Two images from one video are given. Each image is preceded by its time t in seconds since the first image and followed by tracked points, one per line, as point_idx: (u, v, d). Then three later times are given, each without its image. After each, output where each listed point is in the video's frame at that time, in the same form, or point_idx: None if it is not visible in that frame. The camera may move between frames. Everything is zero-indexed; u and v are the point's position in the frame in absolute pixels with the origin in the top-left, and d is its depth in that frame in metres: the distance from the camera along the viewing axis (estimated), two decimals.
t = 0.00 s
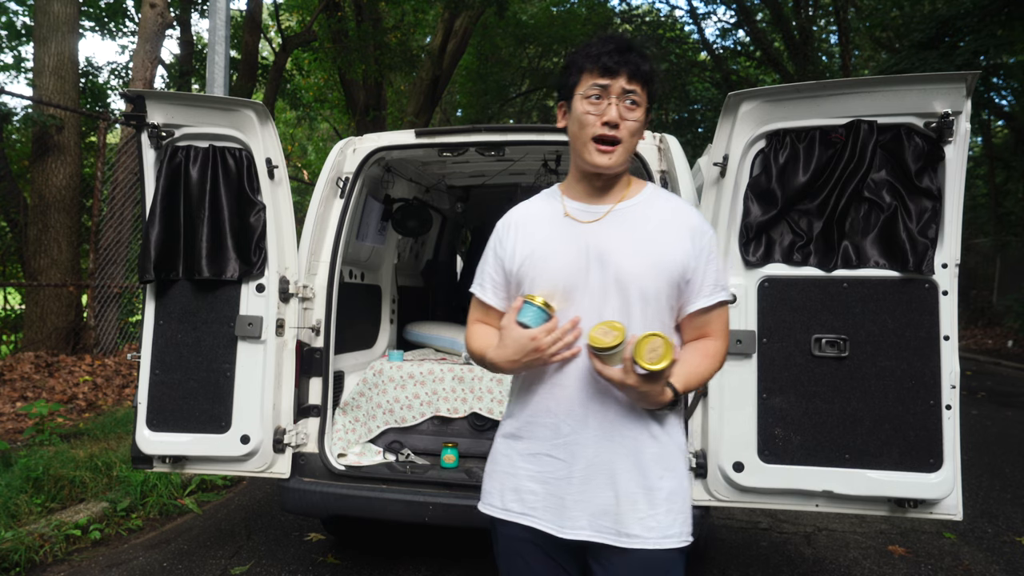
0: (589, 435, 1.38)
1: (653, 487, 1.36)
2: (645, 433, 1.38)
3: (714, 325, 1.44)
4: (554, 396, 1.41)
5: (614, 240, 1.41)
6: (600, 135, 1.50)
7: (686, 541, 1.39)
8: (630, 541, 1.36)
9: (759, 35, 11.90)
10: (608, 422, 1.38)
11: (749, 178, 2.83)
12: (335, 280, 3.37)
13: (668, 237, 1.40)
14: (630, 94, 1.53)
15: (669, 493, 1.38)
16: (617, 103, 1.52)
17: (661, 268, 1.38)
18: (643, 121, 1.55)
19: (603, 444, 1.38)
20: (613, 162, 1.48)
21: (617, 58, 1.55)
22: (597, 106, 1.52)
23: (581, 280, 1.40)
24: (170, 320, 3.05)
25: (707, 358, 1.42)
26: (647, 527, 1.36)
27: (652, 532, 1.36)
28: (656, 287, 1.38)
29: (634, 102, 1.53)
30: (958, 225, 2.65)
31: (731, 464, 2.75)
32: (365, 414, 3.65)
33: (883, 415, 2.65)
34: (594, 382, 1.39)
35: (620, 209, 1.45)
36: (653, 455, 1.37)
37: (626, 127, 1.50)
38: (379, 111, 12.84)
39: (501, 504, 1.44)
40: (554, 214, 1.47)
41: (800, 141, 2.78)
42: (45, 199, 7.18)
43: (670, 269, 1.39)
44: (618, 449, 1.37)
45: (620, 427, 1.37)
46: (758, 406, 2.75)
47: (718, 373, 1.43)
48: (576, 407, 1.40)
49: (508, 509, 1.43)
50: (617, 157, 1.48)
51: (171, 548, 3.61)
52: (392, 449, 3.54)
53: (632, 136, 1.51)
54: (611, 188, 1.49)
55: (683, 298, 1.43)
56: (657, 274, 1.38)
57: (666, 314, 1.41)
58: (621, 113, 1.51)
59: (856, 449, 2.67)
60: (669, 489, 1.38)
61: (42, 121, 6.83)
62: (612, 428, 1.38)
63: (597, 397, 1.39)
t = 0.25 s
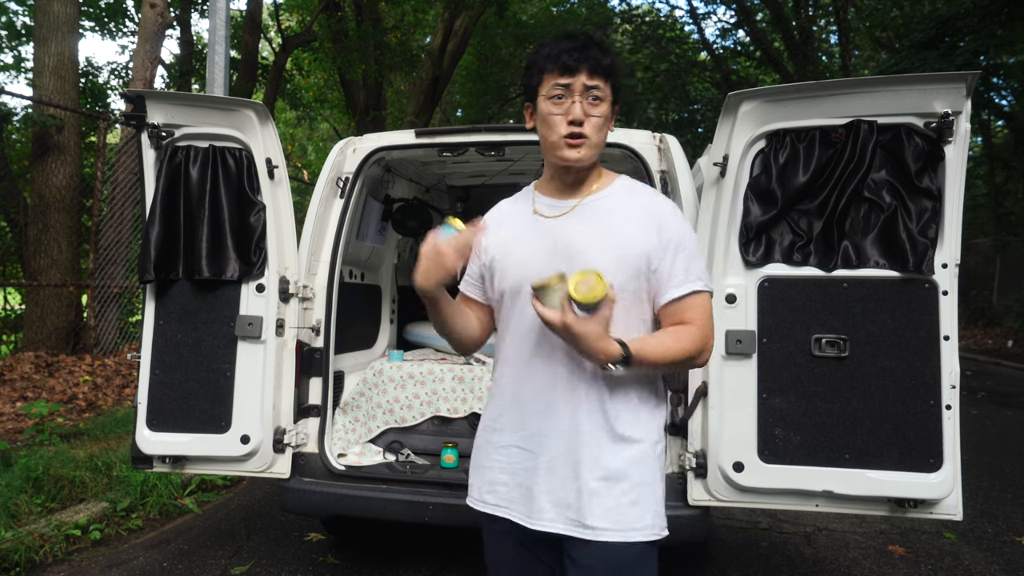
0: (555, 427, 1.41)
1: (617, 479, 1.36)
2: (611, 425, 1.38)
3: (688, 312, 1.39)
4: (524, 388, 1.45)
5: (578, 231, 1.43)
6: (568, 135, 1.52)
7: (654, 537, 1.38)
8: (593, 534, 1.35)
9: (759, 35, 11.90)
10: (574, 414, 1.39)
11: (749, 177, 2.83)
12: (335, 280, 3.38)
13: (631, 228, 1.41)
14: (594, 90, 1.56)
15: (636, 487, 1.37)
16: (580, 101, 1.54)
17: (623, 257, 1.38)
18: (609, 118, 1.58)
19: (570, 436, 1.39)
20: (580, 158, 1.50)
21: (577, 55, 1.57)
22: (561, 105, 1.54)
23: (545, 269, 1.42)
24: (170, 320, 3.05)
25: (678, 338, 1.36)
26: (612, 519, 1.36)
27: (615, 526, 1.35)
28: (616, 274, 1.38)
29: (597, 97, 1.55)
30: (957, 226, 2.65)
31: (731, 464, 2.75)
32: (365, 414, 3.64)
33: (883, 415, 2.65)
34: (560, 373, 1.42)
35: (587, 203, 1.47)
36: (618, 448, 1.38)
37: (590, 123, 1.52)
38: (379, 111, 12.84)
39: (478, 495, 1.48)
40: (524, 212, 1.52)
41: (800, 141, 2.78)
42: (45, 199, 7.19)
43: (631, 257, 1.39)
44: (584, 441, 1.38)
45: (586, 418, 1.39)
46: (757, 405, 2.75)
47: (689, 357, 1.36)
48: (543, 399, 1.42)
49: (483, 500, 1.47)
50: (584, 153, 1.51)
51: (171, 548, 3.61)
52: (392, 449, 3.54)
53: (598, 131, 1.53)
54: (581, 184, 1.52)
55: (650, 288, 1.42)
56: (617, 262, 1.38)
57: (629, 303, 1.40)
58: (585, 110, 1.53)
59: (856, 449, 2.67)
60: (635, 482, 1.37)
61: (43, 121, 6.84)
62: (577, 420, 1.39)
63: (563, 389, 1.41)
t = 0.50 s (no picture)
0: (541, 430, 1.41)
1: (596, 485, 1.35)
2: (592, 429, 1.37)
3: (652, 301, 1.31)
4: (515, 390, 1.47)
5: (555, 228, 1.44)
6: (545, 135, 1.52)
7: (638, 548, 1.34)
8: (572, 538, 1.35)
9: (759, 35, 11.90)
10: (557, 417, 1.40)
11: (749, 177, 2.83)
12: (335, 280, 3.38)
13: (603, 221, 1.39)
14: (568, 85, 1.53)
15: (617, 494, 1.34)
16: (554, 100, 1.53)
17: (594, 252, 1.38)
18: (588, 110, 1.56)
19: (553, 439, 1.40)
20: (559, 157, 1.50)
21: (546, 54, 1.56)
22: (536, 106, 1.54)
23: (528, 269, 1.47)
24: (170, 320, 3.05)
25: (631, 324, 1.29)
26: (590, 525, 1.35)
27: (595, 532, 1.34)
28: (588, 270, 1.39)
29: (572, 93, 1.54)
30: (957, 226, 2.65)
31: (731, 464, 2.75)
32: (365, 414, 3.64)
33: (883, 415, 2.65)
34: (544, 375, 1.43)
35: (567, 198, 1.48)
36: (598, 454, 1.36)
37: (567, 120, 1.52)
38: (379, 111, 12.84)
39: (474, 492, 1.52)
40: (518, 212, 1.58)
41: (800, 141, 2.78)
42: (45, 199, 7.19)
43: (603, 251, 1.38)
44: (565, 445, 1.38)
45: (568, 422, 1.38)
46: (757, 405, 2.75)
47: (641, 346, 1.28)
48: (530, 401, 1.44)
49: (480, 500, 1.51)
50: (563, 151, 1.51)
51: (171, 548, 3.61)
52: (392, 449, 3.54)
53: (576, 125, 1.52)
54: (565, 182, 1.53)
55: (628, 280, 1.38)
56: (589, 255, 1.39)
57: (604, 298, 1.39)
58: (560, 107, 1.52)
59: (856, 449, 2.67)
60: (617, 489, 1.34)
61: (43, 121, 6.85)
62: (560, 423, 1.39)
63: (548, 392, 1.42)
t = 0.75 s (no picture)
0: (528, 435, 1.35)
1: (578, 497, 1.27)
2: (580, 437, 1.28)
3: (652, 308, 1.19)
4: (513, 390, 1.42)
5: (555, 227, 1.36)
6: (547, 129, 1.50)
7: (619, 564, 1.24)
8: (549, 548, 1.28)
9: (759, 35, 11.89)
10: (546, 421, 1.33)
11: (749, 177, 2.83)
12: (335, 280, 3.38)
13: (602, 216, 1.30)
14: (571, 75, 1.51)
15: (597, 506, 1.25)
16: (556, 92, 1.50)
17: (592, 248, 1.28)
18: (596, 98, 1.52)
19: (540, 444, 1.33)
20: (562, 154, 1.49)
21: (548, 44, 1.53)
22: (539, 99, 1.52)
23: (529, 271, 1.38)
24: (170, 320, 3.05)
25: (630, 344, 1.19)
26: (569, 536, 1.27)
27: (573, 543, 1.27)
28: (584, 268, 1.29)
29: (576, 83, 1.50)
30: (957, 226, 2.65)
31: (731, 464, 2.75)
32: (365, 414, 3.64)
33: (883, 415, 2.65)
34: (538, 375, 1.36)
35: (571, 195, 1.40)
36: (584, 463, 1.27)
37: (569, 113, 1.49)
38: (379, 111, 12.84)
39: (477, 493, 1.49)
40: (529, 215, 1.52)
41: (800, 141, 2.78)
42: (45, 199, 7.19)
43: (598, 246, 1.28)
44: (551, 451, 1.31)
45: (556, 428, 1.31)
46: (757, 405, 2.75)
47: (642, 365, 1.18)
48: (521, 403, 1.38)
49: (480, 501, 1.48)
50: (566, 147, 1.49)
51: (171, 548, 3.61)
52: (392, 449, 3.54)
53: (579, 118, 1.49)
54: (572, 176, 1.52)
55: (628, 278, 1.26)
56: (584, 252, 1.29)
57: (602, 297, 1.28)
58: (562, 99, 1.49)
59: (856, 449, 2.67)
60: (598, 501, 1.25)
61: (43, 121, 6.85)
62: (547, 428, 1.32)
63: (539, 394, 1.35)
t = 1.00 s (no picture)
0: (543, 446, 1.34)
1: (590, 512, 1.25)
2: (591, 451, 1.26)
3: (664, 313, 1.17)
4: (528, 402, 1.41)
5: (575, 228, 1.35)
6: (569, 127, 1.43)
7: None
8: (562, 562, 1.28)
9: (759, 35, 11.88)
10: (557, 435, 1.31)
11: (749, 177, 2.83)
12: (335, 280, 3.38)
13: (621, 218, 1.27)
14: (593, 68, 1.42)
15: (609, 523, 1.23)
16: (578, 88, 1.42)
17: (611, 250, 1.27)
18: (621, 91, 1.43)
19: (552, 458, 1.32)
20: (585, 154, 1.41)
21: (569, 36, 1.45)
22: (561, 96, 1.44)
23: (550, 273, 1.37)
24: (170, 320, 3.05)
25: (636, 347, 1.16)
26: (582, 551, 1.26)
27: (585, 558, 1.25)
28: (603, 271, 1.27)
29: (600, 78, 1.42)
30: (957, 226, 2.65)
31: (731, 464, 2.75)
32: (365, 414, 3.64)
33: (883, 415, 2.65)
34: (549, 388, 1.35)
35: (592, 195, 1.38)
36: (595, 479, 1.25)
37: (592, 110, 1.41)
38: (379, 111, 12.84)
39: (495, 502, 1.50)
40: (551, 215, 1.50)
41: (800, 141, 2.78)
42: (45, 199, 7.19)
43: (617, 249, 1.26)
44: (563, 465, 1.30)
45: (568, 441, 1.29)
46: (757, 405, 2.75)
47: (650, 373, 1.15)
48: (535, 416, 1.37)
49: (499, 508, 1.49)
50: (589, 146, 1.41)
51: (171, 548, 3.61)
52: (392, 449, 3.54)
53: (604, 115, 1.41)
54: (598, 175, 1.45)
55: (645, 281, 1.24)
56: (603, 255, 1.27)
57: (619, 300, 1.26)
58: (584, 96, 1.41)
59: (856, 449, 2.67)
60: (611, 517, 1.23)
61: (42, 121, 6.86)
62: (558, 442, 1.31)
63: (550, 407, 1.34)
